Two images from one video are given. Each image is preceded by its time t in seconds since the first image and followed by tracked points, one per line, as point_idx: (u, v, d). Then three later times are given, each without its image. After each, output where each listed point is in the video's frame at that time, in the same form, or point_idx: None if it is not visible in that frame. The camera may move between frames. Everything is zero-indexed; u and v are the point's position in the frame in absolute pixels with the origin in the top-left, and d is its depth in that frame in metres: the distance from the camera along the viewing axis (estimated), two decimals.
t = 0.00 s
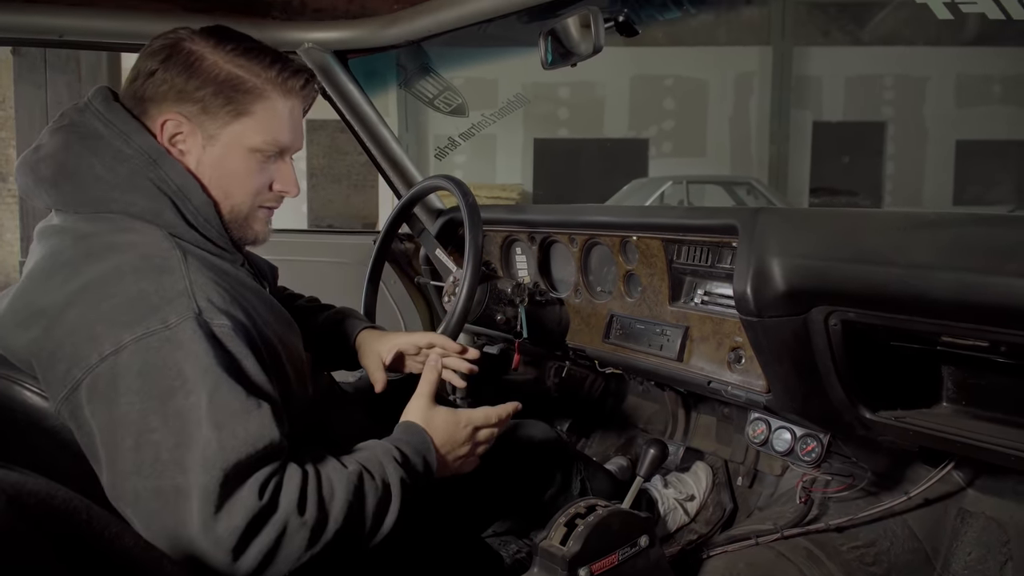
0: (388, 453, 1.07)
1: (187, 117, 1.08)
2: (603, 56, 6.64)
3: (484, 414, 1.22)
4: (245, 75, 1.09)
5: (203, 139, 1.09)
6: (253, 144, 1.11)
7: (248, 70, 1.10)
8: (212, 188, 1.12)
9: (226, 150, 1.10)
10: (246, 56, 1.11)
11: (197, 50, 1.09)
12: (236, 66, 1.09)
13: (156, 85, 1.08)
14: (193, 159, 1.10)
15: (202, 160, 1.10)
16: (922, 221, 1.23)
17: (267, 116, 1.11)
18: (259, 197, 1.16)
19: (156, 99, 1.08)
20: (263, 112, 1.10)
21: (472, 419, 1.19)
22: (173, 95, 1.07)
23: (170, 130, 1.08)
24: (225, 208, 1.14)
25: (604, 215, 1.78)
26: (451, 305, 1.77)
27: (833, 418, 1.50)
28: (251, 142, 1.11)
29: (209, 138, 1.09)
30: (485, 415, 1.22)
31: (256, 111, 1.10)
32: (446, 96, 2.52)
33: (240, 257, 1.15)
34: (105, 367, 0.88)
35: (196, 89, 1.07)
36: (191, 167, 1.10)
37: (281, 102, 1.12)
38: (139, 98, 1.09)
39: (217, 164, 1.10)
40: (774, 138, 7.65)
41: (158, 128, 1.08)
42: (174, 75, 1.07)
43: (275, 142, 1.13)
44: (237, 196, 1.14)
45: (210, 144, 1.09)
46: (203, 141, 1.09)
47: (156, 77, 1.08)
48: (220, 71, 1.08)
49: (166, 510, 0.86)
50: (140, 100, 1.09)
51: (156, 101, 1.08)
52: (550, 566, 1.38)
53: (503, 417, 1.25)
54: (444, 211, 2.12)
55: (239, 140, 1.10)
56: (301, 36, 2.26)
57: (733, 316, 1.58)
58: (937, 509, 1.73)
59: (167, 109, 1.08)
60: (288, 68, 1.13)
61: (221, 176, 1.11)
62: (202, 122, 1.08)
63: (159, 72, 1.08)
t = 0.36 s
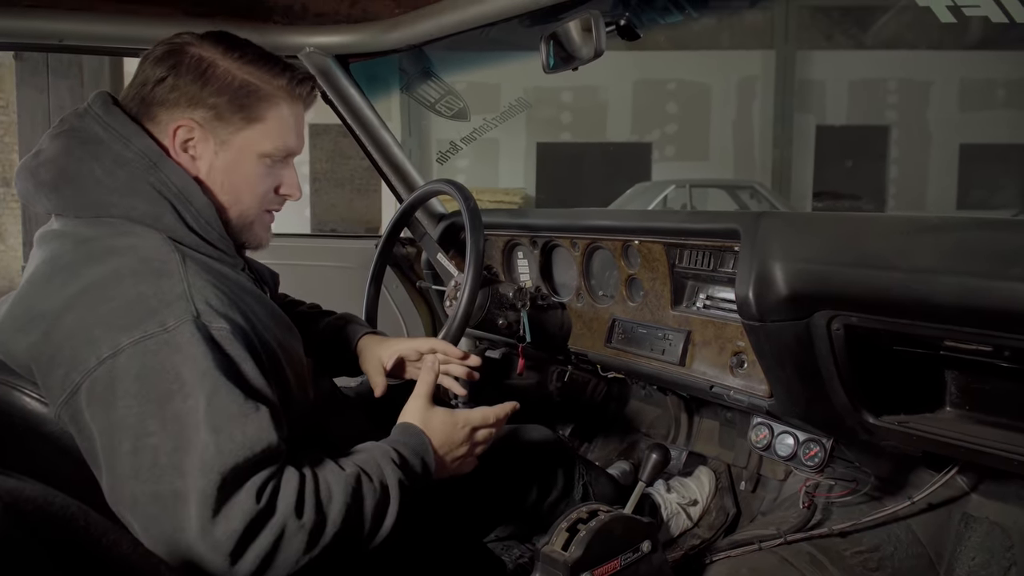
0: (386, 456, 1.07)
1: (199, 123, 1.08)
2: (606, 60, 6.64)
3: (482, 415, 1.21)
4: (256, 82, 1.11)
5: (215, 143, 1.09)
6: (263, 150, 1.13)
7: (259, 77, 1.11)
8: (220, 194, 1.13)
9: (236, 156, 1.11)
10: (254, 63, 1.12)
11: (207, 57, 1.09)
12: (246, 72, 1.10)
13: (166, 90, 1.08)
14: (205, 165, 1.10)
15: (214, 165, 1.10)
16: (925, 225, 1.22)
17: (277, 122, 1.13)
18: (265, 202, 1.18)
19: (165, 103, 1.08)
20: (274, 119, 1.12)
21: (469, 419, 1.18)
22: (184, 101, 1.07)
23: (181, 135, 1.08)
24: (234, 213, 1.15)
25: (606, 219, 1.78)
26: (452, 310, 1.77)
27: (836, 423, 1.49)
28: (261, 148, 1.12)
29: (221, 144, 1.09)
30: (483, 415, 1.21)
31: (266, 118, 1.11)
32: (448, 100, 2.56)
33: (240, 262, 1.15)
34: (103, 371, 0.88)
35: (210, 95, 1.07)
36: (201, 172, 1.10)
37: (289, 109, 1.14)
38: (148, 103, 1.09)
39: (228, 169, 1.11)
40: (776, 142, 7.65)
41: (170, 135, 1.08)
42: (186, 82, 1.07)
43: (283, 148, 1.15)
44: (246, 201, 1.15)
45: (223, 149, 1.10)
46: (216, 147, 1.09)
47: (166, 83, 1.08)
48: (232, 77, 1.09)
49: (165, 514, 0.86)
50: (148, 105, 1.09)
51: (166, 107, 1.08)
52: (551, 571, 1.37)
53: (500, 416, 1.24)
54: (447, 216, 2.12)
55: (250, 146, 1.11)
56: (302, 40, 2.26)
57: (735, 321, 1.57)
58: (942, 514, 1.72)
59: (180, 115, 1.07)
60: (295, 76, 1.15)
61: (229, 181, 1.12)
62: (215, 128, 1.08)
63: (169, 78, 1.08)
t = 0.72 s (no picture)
0: (388, 451, 1.06)
1: (205, 122, 1.08)
2: (611, 60, 6.63)
3: (484, 410, 1.21)
4: (261, 81, 1.11)
5: (221, 142, 1.09)
6: (267, 149, 1.13)
7: (264, 76, 1.11)
8: (225, 193, 1.13)
9: (241, 155, 1.11)
10: (259, 62, 1.12)
11: (212, 55, 1.09)
12: (251, 71, 1.10)
13: (171, 89, 1.08)
14: (211, 163, 1.10)
15: (219, 164, 1.10)
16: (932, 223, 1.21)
17: (282, 121, 1.13)
18: (269, 201, 1.18)
19: (168, 103, 1.08)
20: (278, 118, 1.12)
21: (471, 414, 1.19)
22: (190, 100, 1.07)
23: (187, 134, 1.08)
24: (238, 212, 1.15)
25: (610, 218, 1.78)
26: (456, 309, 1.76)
27: (842, 421, 1.48)
28: (265, 147, 1.12)
29: (226, 143, 1.09)
30: (485, 410, 1.21)
31: (272, 117, 1.11)
32: (453, 98, 2.59)
33: (243, 262, 1.15)
34: (108, 369, 0.87)
35: (215, 94, 1.07)
36: (206, 171, 1.10)
37: (293, 108, 1.15)
38: (153, 102, 1.09)
39: (233, 169, 1.11)
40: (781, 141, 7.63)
41: (176, 134, 1.08)
42: (191, 80, 1.07)
43: (288, 146, 1.15)
44: (251, 200, 1.15)
45: (229, 148, 1.10)
46: (220, 146, 1.10)
47: (171, 82, 1.08)
48: (237, 76, 1.09)
49: (170, 513, 0.85)
50: (153, 103, 1.09)
51: (172, 106, 1.08)
52: (556, 571, 1.37)
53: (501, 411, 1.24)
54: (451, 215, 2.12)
55: (255, 145, 1.11)
56: (306, 40, 2.26)
57: (741, 320, 1.56)
58: (948, 514, 1.71)
59: (186, 114, 1.07)
60: (298, 75, 1.16)
61: (234, 180, 1.12)
62: (220, 127, 1.08)
63: (174, 77, 1.08)
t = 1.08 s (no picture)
0: (404, 447, 1.06)
1: (198, 115, 1.08)
2: (616, 57, 6.60)
3: (498, 415, 1.20)
4: (254, 71, 1.10)
5: (215, 135, 1.09)
6: (263, 140, 1.11)
7: (257, 67, 1.10)
8: (224, 187, 1.12)
9: (237, 147, 1.10)
10: (253, 53, 1.12)
11: (206, 49, 1.10)
12: (244, 63, 1.10)
13: (166, 84, 1.09)
14: (206, 156, 1.10)
15: (214, 157, 1.10)
16: (941, 220, 1.21)
17: (278, 111, 1.11)
18: (271, 195, 1.16)
19: (166, 98, 1.08)
20: (273, 108, 1.11)
21: (485, 419, 1.18)
22: (183, 93, 1.08)
23: (182, 128, 1.08)
24: (237, 205, 1.14)
25: (616, 216, 1.77)
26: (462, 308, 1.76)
27: (850, 420, 1.47)
28: (261, 137, 1.11)
29: (220, 134, 1.09)
30: (500, 415, 1.20)
31: (266, 107, 1.10)
32: (458, 96, 2.54)
33: (247, 258, 1.15)
34: (112, 363, 0.88)
35: (207, 86, 1.08)
36: (203, 165, 1.10)
37: (289, 98, 1.13)
38: (151, 99, 1.10)
39: (229, 161, 1.11)
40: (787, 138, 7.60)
41: (170, 128, 1.08)
42: (185, 74, 1.08)
43: (287, 138, 1.13)
44: (250, 193, 1.14)
45: (222, 140, 1.09)
46: (215, 138, 1.09)
47: (166, 77, 1.09)
48: (229, 67, 1.09)
49: (181, 504, 0.86)
50: (151, 100, 1.10)
51: (167, 101, 1.09)
52: (563, 569, 1.37)
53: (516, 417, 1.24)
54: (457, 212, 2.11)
55: (250, 137, 1.10)
56: (311, 37, 2.26)
57: (747, 317, 1.56)
58: (956, 512, 1.71)
59: (180, 108, 1.08)
60: (295, 65, 1.14)
61: (232, 173, 1.12)
62: (214, 119, 1.08)
63: (168, 72, 1.09)
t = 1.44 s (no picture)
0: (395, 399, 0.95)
1: (169, 102, 1.08)
2: (620, 53, 6.58)
3: (510, 357, 1.02)
4: (220, 49, 1.07)
5: (186, 121, 1.08)
6: (234, 119, 1.08)
7: (222, 44, 1.08)
8: (200, 173, 1.10)
9: (207, 131, 1.08)
10: (222, 32, 1.09)
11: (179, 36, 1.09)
12: (210, 43, 1.07)
13: (143, 76, 1.10)
14: (181, 144, 1.09)
15: (188, 144, 1.09)
16: (947, 214, 1.20)
17: (247, 88, 1.08)
18: (252, 178, 1.12)
19: (144, 91, 1.09)
20: (241, 85, 1.07)
21: (497, 361, 1.00)
22: (156, 83, 1.08)
23: (159, 118, 1.08)
24: (217, 192, 1.11)
25: (621, 212, 1.77)
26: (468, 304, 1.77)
27: (855, 415, 1.47)
28: (231, 117, 1.08)
29: (191, 119, 1.08)
30: (511, 357, 1.01)
31: (231, 84, 1.07)
32: (462, 92, 2.58)
33: (240, 247, 1.14)
34: (89, 347, 0.84)
35: (176, 72, 1.07)
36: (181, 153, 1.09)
37: (259, 72, 1.09)
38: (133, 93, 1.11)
39: (201, 145, 1.08)
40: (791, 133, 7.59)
41: (147, 117, 1.09)
42: (158, 63, 1.08)
43: (260, 114, 1.09)
44: (227, 178, 1.10)
45: (193, 126, 1.08)
46: (187, 124, 1.08)
47: (143, 70, 1.10)
48: (196, 49, 1.07)
49: (151, 485, 0.78)
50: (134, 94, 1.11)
51: (144, 93, 1.09)
52: (569, 565, 1.37)
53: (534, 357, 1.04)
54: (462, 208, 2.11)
55: (219, 117, 1.07)
56: (314, 33, 2.26)
57: (752, 313, 1.56)
58: (960, 506, 1.70)
59: (154, 98, 1.08)
60: (268, 40, 1.10)
61: (207, 157, 1.09)
62: (182, 104, 1.07)
63: (144, 65, 1.10)
